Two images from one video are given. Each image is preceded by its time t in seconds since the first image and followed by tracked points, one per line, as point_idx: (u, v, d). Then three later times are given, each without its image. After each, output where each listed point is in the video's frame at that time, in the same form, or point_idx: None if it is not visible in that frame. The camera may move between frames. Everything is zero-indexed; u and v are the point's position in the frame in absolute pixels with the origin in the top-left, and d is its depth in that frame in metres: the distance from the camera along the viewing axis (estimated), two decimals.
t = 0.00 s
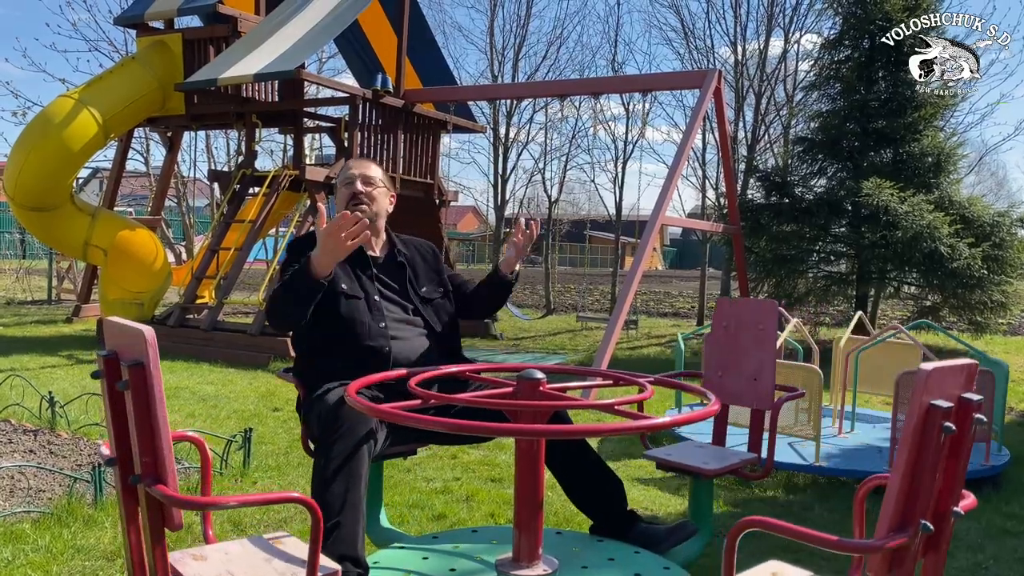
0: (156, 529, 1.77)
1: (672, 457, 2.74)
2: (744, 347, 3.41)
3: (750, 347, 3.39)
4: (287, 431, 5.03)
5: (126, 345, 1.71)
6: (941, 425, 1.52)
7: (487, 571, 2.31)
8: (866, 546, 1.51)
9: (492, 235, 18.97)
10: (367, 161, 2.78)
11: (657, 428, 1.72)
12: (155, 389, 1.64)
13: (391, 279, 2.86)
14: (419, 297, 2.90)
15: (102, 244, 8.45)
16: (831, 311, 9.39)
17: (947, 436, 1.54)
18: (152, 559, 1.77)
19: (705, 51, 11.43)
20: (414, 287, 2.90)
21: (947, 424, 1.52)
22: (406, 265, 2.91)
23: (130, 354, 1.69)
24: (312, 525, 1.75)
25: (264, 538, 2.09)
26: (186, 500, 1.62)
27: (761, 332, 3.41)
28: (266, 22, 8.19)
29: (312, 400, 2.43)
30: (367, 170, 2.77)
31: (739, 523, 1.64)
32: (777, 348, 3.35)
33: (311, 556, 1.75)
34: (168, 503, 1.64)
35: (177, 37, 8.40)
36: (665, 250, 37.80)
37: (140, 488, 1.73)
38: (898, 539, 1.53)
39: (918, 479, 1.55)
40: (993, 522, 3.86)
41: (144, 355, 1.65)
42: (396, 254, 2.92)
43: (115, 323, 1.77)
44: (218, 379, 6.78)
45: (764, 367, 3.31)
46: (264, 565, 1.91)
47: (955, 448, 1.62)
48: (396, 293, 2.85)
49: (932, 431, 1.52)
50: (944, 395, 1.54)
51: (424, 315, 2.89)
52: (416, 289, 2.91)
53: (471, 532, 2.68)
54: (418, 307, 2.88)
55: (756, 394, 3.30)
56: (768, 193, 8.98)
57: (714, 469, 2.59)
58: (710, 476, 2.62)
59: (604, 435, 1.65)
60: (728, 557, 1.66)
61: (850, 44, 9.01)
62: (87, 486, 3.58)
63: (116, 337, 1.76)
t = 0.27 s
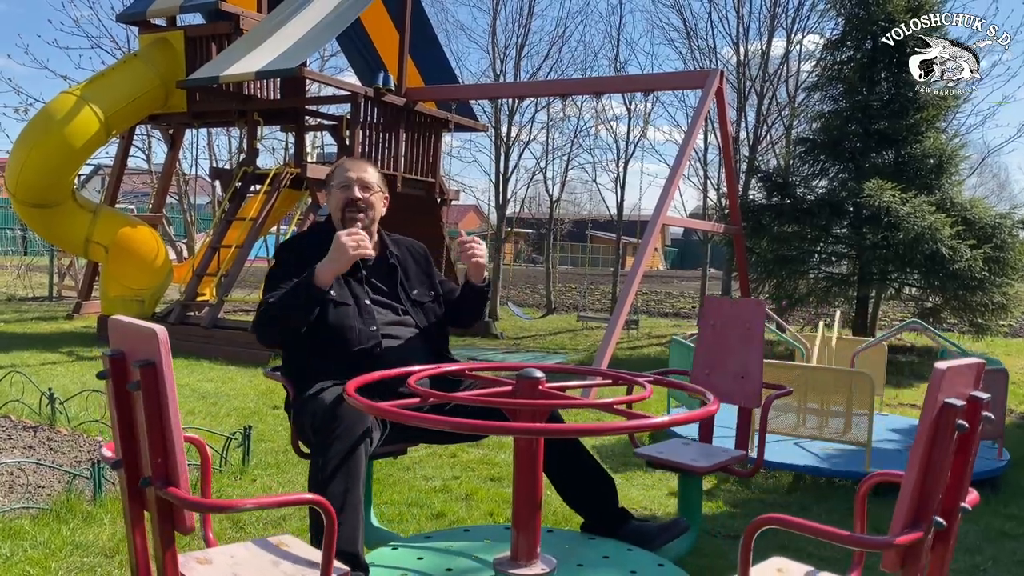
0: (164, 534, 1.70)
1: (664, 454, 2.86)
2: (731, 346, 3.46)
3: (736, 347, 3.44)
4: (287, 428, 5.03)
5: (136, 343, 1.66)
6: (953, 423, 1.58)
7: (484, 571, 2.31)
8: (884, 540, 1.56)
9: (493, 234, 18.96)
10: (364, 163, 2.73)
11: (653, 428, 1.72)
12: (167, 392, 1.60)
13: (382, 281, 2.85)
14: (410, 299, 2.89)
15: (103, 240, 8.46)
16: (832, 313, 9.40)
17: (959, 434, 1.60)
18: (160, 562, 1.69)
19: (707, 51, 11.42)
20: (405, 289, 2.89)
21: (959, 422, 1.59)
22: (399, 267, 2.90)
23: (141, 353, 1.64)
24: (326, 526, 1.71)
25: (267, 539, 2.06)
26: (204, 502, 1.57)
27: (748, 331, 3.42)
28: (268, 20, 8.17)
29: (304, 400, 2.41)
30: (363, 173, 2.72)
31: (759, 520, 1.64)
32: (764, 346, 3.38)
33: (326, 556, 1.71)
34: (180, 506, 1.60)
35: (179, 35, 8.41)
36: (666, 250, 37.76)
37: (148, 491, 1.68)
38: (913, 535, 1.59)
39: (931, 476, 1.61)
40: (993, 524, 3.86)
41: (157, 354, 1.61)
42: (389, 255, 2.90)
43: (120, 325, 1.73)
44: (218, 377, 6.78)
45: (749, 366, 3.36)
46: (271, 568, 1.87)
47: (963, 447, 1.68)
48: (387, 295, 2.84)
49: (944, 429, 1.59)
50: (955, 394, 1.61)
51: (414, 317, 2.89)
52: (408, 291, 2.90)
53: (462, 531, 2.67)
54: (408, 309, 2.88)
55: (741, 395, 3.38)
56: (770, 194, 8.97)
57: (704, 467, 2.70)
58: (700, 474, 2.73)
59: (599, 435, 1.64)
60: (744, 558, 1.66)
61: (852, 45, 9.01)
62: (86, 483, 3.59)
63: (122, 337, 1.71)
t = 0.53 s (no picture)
0: (180, 539, 1.66)
1: (653, 452, 2.88)
2: (718, 344, 3.73)
3: (723, 345, 3.71)
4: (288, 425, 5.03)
5: (151, 343, 1.63)
6: (969, 422, 1.61)
7: (483, 568, 2.31)
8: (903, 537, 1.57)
9: (495, 233, 18.95)
10: (353, 165, 2.75)
11: (650, 427, 1.72)
12: (186, 390, 1.58)
13: (374, 281, 2.84)
14: (402, 298, 2.89)
15: (105, 236, 8.48)
16: (834, 314, 9.40)
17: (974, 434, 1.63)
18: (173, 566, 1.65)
19: (711, 51, 11.40)
20: (397, 289, 2.89)
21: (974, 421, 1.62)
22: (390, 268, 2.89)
23: (157, 353, 1.61)
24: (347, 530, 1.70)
25: (274, 542, 2.01)
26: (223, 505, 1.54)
27: (735, 330, 3.70)
28: (272, 17, 8.17)
29: (302, 400, 2.40)
30: (352, 174, 2.73)
31: (778, 519, 1.63)
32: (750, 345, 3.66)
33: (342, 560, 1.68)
34: (199, 505, 1.57)
35: (183, 31, 8.41)
36: (668, 250, 37.72)
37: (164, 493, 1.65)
38: (930, 532, 1.60)
39: (946, 474, 1.63)
40: (993, 527, 3.86)
41: (174, 354, 1.58)
42: (379, 255, 2.89)
43: (132, 323, 1.71)
44: (219, 373, 6.78)
45: (737, 363, 3.62)
46: (281, 569, 1.83)
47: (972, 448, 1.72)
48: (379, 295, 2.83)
49: (960, 427, 1.62)
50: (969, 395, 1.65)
51: (407, 317, 2.89)
52: (399, 291, 2.90)
53: (453, 530, 2.66)
54: (400, 309, 2.88)
55: (730, 390, 3.61)
56: (773, 195, 8.96)
57: (697, 464, 2.73)
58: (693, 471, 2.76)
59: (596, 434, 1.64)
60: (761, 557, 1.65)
61: (857, 46, 9.00)
62: (87, 478, 3.59)
63: (135, 336, 1.69)
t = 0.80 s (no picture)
0: (201, 543, 1.59)
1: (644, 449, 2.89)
2: (706, 342, 3.73)
3: (711, 342, 3.71)
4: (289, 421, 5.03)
5: (170, 339, 1.57)
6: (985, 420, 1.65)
7: (483, 566, 2.31)
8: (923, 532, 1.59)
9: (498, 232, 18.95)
10: (348, 159, 2.73)
11: (655, 428, 1.71)
12: (211, 389, 1.50)
13: (365, 277, 2.83)
14: (393, 295, 2.89)
15: (109, 230, 8.48)
16: (837, 316, 9.40)
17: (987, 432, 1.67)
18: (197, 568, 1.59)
19: (717, 51, 11.39)
20: (388, 285, 2.88)
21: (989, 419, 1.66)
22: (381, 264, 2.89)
23: (177, 349, 1.55)
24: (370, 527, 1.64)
25: (284, 542, 1.98)
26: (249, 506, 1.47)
27: (723, 328, 3.69)
28: (277, 12, 8.16)
29: (298, 398, 2.39)
30: (347, 169, 2.71)
31: (796, 515, 1.62)
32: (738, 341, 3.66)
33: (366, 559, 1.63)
34: (223, 507, 1.50)
35: (189, 26, 8.41)
36: (672, 251, 37.70)
37: (185, 494, 1.58)
38: (947, 527, 1.62)
39: (961, 470, 1.66)
40: (994, 530, 3.85)
41: (198, 351, 1.51)
42: (371, 251, 2.88)
43: (151, 318, 1.63)
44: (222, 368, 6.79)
45: (725, 361, 3.63)
46: (294, 570, 1.81)
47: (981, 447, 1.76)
48: (370, 292, 2.83)
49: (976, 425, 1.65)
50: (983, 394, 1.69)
51: (399, 313, 2.89)
52: (391, 288, 2.89)
53: (445, 528, 2.65)
54: (392, 305, 2.88)
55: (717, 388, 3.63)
56: (777, 196, 8.96)
57: (688, 460, 2.74)
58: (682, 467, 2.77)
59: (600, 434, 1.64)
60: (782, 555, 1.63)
61: (863, 48, 9.00)
62: (89, 471, 3.59)
63: (153, 333, 1.63)
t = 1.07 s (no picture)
0: (225, 546, 1.58)
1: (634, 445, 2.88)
2: (693, 340, 3.74)
3: (699, 341, 3.72)
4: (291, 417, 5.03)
5: (196, 340, 1.57)
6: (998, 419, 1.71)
7: (485, 563, 2.32)
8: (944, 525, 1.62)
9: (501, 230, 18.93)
10: (345, 155, 2.72)
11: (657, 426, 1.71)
12: (240, 390, 1.51)
13: (359, 273, 2.83)
14: (387, 291, 2.89)
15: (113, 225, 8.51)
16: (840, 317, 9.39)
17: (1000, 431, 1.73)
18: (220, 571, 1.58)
19: (722, 50, 11.36)
20: (382, 281, 2.88)
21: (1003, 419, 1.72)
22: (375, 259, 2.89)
23: (204, 350, 1.55)
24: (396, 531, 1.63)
25: (296, 544, 1.96)
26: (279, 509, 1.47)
27: (710, 326, 3.71)
28: (282, 9, 8.16)
29: (294, 398, 2.36)
30: (344, 164, 2.71)
31: (818, 512, 1.65)
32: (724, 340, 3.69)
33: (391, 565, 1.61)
34: (250, 509, 1.49)
35: (194, 21, 8.41)
36: (675, 251, 37.65)
37: (212, 497, 1.57)
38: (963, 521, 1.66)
39: (975, 467, 1.71)
40: (995, 533, 3.84)
41: (226, 351, 1.51)
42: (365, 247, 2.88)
43: (174, 319, 1.63)
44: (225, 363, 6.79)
45: (712, 358, 3.64)
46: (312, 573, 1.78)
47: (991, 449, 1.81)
48: (364, 288, 2.83)
49: (989, 424, 1.71)
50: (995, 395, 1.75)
51: (392, 310, 2.89)
52: (385, 284, 2.90)
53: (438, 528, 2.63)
54: (386, 301, 2.88)
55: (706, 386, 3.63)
56: (781, 196, 8.94)
57: (679, 457, 2.73)
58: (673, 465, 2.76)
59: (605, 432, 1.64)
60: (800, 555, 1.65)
61: (868, 49, 8.99)
62: (90, 465, 3.60)
63: (176, 333, 1.63)
